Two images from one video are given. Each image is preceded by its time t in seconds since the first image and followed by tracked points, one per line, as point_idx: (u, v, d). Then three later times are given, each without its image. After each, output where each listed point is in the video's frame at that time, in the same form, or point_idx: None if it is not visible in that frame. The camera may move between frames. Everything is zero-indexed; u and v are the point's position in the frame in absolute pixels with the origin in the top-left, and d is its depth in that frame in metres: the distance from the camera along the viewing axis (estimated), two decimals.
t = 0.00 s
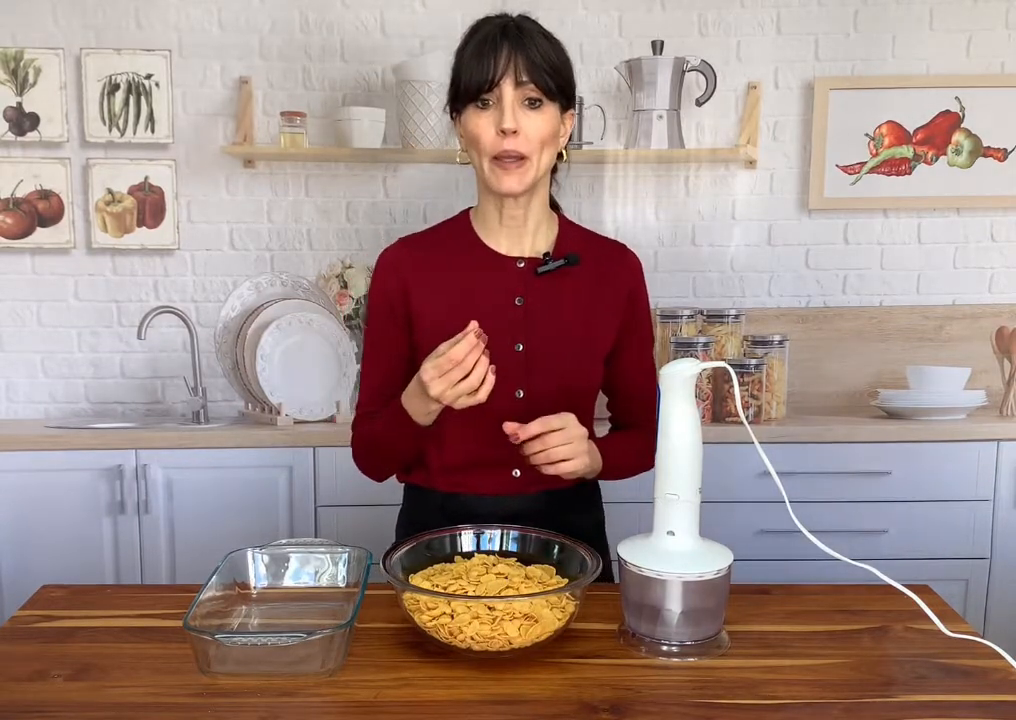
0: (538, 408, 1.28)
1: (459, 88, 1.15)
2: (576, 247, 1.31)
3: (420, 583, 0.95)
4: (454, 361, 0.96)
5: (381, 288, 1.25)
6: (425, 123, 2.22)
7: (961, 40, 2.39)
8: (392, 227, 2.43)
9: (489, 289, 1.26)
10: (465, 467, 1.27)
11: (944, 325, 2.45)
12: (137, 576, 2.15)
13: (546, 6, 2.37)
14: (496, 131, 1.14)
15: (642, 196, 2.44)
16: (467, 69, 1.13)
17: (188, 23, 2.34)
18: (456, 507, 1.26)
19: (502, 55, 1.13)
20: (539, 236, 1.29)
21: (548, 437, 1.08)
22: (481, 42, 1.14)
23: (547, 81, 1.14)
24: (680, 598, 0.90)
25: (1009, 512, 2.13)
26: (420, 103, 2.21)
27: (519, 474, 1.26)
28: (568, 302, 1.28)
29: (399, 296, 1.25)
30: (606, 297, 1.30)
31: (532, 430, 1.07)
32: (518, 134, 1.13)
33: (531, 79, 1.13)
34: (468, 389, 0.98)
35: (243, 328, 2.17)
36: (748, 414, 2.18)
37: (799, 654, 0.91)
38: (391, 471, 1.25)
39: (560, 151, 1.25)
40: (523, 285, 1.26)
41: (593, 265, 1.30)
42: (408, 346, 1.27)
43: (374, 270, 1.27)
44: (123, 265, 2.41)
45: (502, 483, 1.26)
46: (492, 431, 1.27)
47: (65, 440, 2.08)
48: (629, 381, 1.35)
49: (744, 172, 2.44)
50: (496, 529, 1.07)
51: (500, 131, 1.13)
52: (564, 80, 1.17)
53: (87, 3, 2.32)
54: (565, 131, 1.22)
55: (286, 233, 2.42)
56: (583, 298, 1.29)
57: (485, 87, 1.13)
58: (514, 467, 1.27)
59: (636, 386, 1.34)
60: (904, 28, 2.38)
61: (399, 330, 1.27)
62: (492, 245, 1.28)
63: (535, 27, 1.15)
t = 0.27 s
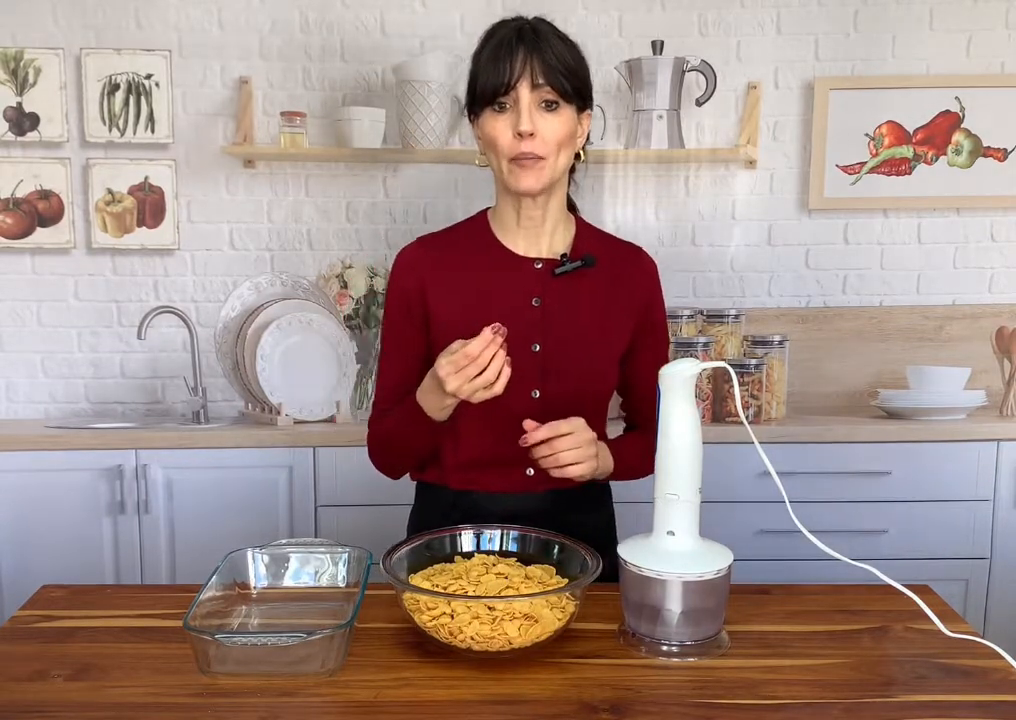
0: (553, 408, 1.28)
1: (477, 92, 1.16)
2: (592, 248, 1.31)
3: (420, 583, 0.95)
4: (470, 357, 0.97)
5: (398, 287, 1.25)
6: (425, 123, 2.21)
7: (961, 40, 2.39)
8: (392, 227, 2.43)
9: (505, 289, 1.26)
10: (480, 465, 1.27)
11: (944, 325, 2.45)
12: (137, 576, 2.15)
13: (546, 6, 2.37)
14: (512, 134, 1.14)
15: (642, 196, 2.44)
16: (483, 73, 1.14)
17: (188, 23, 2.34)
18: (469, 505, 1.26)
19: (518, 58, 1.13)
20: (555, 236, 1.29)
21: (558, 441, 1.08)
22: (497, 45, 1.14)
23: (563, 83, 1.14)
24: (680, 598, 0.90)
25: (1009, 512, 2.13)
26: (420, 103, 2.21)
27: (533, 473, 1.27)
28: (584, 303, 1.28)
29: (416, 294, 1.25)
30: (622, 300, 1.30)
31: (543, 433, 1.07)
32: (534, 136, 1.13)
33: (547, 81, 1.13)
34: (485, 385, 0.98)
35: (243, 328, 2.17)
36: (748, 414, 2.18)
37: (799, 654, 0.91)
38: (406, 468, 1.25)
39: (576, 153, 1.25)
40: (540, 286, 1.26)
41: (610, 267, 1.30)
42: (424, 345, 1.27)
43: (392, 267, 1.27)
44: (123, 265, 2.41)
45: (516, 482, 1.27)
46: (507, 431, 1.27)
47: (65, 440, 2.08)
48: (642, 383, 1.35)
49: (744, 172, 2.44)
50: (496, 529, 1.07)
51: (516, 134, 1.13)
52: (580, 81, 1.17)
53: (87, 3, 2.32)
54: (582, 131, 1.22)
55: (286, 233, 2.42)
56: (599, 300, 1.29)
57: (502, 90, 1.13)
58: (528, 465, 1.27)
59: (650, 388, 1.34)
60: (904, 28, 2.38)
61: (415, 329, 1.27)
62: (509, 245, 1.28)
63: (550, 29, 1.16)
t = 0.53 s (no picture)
0: (559, 409, 1.28)
1: (486, 94, 1.16)
2: (597, 251, 1.31)
3: (420, 583, 0.95)
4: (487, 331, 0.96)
5: (405, 285, 1.24)
6: (425, 123, 2.21)
7: (961, 40, 2.39)
8: (392, 227, 2.43)
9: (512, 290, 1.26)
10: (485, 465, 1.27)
11: (944, 325, 2.45)
12: (137, 575, 2.15)
13: (546, 6, 2.37)
14: (520, 135, 1.14)
15: (642, 196, 2.44)
16: (493, 75, 1.14)
17: (188, 23, 2.34)
18: (473, 504, 1.27)
19: (528, 60, 1.13)
20: (561, 237, 1.29)
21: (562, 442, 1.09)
22: (507, 48, 1.14)
23: (571, 86, 1.14)
24: (680, 598, 0.90)
25: (1009, 512, 2.13)
26: (420, 103, 2.21)
27: (538, 471, 1.27)
28: (590, 305, 1.28)
29: (423, 294, 1.24)
30: (627, 303, 1.30)
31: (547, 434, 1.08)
32: (542, 138, 1.13)
33: (556, 84, 1.13)
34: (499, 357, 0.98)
35: (243, 328, 2.17)
36: (748, 413, 2.18)
37: (799, 654, 0.91)
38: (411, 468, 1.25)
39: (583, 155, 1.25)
40: (547, 287, 1.26)
41: (615, 270, 1.31)
42: (431, 344, 1.27)
43: (399, 266, 1.25)
44: (123, 265, 2.41)
45: (521, 481, 1.27)
46: (514, 431, 1.27)
47: (66, 440, 2.08)
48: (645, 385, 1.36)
49: (744, 172, 2.44)
50: (496, 529, 1.07)
51: (524, 135, 1.13)
52: (589, 84, 1.17)
53: (87, 3, 2.32)
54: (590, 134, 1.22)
55: (286, 233, 2.42)
56: (604, 303, 1.29)
57: (511, 92, 1.13)
58: (533, 465, 1.27)
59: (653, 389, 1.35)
60: (903, 28, 2.38)
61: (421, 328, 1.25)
62: (515, 244, 1.28)
63: (560, 32, 1.16)
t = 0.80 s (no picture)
0: (551, 409, 1.27)
1: (476, 99, 1.14)
2: (587, 251, 1.31)
3: (420, 583, 0.95)
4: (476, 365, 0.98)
5: (395, 288, 1.23)
6: (425, 123, 2.21)
7: (961, 40, 2.39)
8: (392, 227, 2.43)
9: (504, 290, 1.26)
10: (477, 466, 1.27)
11: (944, 325, 2.45)
12: (137, 576, 2.15)
13: (546, 6, 2.37)
14: (510, 147, 1.14)
15: (642, 196, 2.44)
16: (483, 82, 1.13)
17: (189, 23, 2.34)
18: (466, 505, 1.26)
19: (520, 69, 1.12)
20: (550, 240, 1.30)
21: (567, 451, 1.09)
22: (498, 55, 1.13)
23: (563, 96, 1.13)
24: (680, 598, 0.90)
25: (1009, 512, 2.13)
26: (420, 103, 2.21)
27: (531, 472, 1.27)
28: (580, 305, 1.28)
29: (413, 296, 1.24)
30: (615, 303, 1.31)
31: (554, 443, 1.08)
32: (532, 151, 1.13)
33: (548, 94, 1.12)
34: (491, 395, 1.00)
35: (243, 328, 2.17)
36: (748, 414, 2.19)
37: (799, 654, 0.91)
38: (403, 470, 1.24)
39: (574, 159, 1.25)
40: (537, 288, 1.27)
41: (603, 270, 1.31)
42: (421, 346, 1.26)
43: (388, 269, 1.25)
44: (123, 265, 2.41)
45: (514, 482, 1.27)
46: (507, 432, 1.27)
47: (66, 440, 2.08)
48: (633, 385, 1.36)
49: (744, 172, 2.44)
50: (496, 529, 1.07)
51: (515, 148, 1.13)
52: (579, 91, 1.16)
53: (87, 3, 2.32)
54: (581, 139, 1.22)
55: (286, 233, 2.42)
56: (595, 303, 1.29)
57: (502, 101, 1.12)
58: (526, 465, 1.27)
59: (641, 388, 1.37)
60: (903, 28, 2.38)
61: (412, 330, 1.25)
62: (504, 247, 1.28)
63: (552, 39, 1.14)
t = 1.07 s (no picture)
0: (533, 407, 1.28)
1: (451, 96, 1.14)
2: (566, 248, 1.32)
3: (420, 583, 0.95)
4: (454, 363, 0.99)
5: (373, 290, 1.23)
6: (426, 123, 2.21)
7: (961, 40, 2.39)
8: (392, 227, 2.43)
9: (483, 290, 1.26)
10: (460, 467, 1.27)
11: (944, 325, 2.45)
12: (137, 575, 2.15)
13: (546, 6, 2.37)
14: (487, 144, 1.14)
15: (642, 196, 2.44)
16: (459, 79, 1.12)
17: (189, 23, 2.34)
18: (452, 506, 1.26)
19: (495, 67, 1.12)
20: (529, 237, 1.30)
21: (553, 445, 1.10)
22: (474, 52, 1.12)
23: (538, 94, 1.13)
24: (680, 598, 0.90)
25: (1009, 512, 2.13)
26: (420, 103, 2.21)
27: (516, 471, 1.27)
28: (560, 302, 1.29)
29: (391, 297, 1.24)
30: (596, 299, 1.31)
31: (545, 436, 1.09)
32: (509, 148, 1.13)
33: (522, 92, 1.12)
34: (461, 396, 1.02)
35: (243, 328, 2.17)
36: (748, 413, 2.18)
37: (799, 654, 0.91)
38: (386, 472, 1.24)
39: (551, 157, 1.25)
40: (516, 286, 1.27)
41: (581, 265, 1.31)
42: (400, 348, 1.26)
43: (366, 271, 1.25)
44: (123, 265, 2.41)
45: (498, 481, 1.27)
46: (489, 431, 1.27)
47: (66, 439, 2.08)
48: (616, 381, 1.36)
49: (744, 172, 2.44)
50: (496, 529, 1.07)
51: (491, 146, 1.13)
52: (555, 89, 1.15)
53: (87, 3, 2.32)
54: (557, 135, 1.22)
55: (286, 233, 2.42)
56: (575, 299, 1.30)
57: (476, 99, 1.12)
58: (510, 464, 1.28)
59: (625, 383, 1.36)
60: (903, 28, 2.38)
61: (391, 332, 1.25)
62: (482, 245, 1.28)
63: (528, 37, 1.14)
